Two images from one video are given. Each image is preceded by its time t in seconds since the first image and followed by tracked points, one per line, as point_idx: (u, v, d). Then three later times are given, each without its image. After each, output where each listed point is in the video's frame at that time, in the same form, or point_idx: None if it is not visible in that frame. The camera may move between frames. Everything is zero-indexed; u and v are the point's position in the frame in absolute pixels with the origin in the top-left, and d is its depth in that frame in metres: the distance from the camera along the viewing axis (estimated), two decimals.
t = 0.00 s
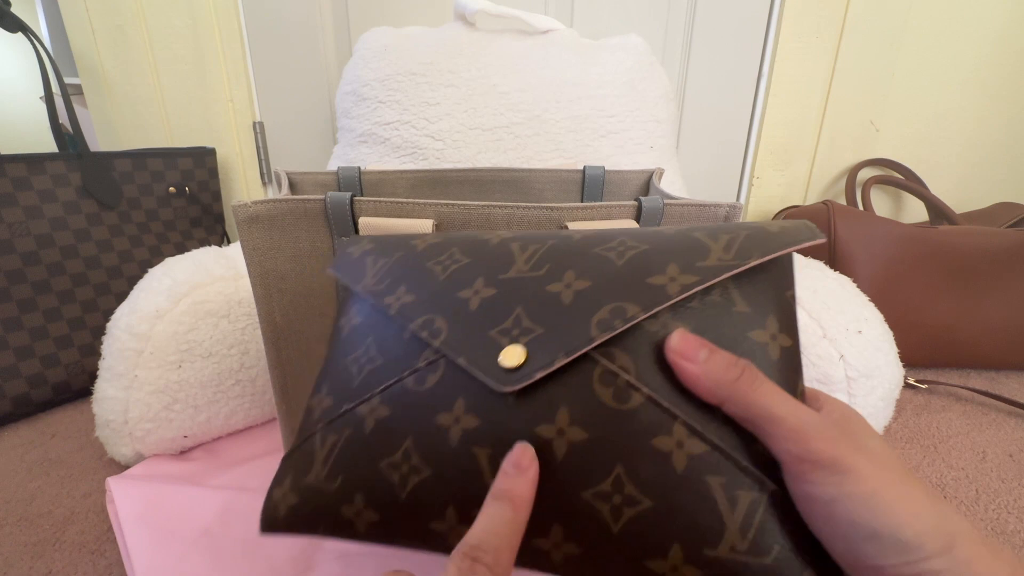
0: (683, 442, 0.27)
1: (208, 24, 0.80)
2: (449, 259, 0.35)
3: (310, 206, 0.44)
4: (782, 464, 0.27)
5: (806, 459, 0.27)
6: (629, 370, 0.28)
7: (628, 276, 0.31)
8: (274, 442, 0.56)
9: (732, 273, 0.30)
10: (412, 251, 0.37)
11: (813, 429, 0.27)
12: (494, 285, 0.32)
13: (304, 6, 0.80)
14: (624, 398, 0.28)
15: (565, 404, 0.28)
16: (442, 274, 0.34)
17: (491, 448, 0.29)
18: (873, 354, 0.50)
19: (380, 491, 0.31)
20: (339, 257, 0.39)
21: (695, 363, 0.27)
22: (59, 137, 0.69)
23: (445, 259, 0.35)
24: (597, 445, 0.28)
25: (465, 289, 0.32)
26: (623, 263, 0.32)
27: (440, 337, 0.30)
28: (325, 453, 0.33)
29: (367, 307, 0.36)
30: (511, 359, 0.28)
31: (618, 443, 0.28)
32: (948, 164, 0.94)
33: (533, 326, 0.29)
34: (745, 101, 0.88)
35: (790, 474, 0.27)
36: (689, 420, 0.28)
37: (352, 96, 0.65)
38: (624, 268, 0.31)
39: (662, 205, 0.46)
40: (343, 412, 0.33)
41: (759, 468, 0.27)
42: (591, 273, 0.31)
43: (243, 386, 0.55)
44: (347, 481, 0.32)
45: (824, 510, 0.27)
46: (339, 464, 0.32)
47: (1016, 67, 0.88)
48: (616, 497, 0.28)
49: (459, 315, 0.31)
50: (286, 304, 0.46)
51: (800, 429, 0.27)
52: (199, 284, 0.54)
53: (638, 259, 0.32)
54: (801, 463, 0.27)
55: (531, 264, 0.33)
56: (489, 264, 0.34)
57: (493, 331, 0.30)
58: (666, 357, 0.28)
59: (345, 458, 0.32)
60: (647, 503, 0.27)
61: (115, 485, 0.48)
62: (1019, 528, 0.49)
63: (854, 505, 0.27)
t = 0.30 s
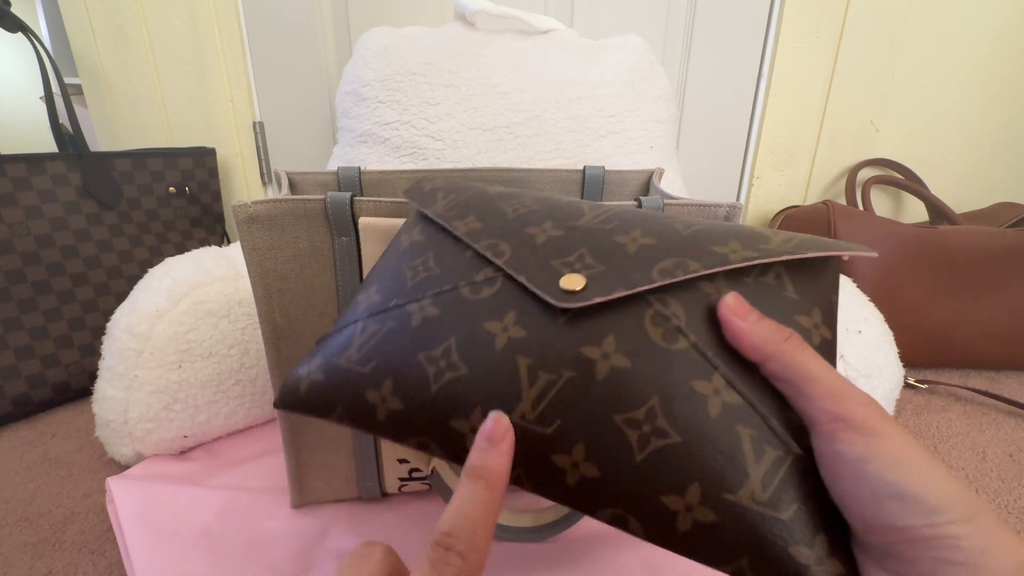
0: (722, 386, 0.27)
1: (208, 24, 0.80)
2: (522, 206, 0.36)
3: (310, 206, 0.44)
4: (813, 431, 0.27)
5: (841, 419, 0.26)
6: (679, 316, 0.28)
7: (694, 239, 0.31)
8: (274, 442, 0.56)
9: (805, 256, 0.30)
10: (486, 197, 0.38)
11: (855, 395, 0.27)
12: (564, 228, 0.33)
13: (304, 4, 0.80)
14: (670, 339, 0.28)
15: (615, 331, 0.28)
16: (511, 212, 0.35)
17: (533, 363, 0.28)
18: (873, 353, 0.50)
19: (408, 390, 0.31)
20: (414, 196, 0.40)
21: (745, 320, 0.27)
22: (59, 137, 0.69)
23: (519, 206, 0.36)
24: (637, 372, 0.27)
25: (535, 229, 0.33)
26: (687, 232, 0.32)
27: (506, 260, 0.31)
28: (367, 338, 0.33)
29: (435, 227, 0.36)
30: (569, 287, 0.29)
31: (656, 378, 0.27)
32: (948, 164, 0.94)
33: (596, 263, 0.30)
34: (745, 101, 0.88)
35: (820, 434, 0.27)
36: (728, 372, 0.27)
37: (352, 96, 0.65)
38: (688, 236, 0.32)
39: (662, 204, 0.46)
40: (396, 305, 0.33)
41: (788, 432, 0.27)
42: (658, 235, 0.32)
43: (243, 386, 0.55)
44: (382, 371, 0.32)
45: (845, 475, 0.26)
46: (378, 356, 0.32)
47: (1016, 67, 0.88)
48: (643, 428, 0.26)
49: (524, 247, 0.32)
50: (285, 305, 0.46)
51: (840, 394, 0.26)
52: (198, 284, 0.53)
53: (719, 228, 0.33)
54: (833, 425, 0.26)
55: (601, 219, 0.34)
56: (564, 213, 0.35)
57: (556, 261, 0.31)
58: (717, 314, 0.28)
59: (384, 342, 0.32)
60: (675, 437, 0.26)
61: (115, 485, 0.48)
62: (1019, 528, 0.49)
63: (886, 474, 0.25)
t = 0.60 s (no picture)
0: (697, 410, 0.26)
1: (208, 25, 0.80)
2: (498, 220, 0.35)
3: (310, 206, 0.44)
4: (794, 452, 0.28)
5: (820, 441, 0.27)
6: (652, 338, 0.27)
7: (672, 259, 0.31)
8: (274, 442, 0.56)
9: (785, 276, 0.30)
10: (462, 211, 0.37)
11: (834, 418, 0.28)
12: (537, 246, 0.32)
13: (304, 4, 0.80)
14: (643, 360, 0.27)
15: (588, 353, 0.27)
16: (485, 229, 0.34)
17: (503, 385, 0.27)
18: (873, 354, 0.50)
19: (376, 415, 0.29)
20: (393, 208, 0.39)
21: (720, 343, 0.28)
22: (59, 137, 0.69)
23: (493, 223, 0.35)
24: (610, 394, 0.26)
25: (508, 245, 0.33)
26: (664, 251, 0.32)
27: (477, 275, 0.31)
28: (335, 360, 0.32)
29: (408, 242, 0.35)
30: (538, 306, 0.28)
31: (629, 396, 0.26)
32: (948, 164, 0.94)
33: (569, 283, 0.29)
34: (745, 101, 0.88)
35: (797, 455, 0.28)
36: (702, 395, 0.27)
37: (352, 96, 0.65)
38: (664, 255, 0.31)
39: (662, 205, 0.46)
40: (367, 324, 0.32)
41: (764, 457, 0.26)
42: (631, 254, 0.31)
43: (243, 387, 0.55)
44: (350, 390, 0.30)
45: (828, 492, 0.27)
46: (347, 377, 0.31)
47: (1016, 66, 0.88)
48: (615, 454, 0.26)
49: (497, 265, 0.31)
50: (285, 305, 0.46)
51: (816, 413, 0.28)
52: (198, 284, 0.53)
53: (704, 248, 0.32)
54: (813, 446, 0.27)
55: (576, 237, 0.33)
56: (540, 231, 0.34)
57: (527, 280, 0.30)
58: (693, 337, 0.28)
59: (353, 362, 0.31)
60: (648, 464, 0.25)
61: (115, 485, 0.48)
62: (1018, 528, 0.49)
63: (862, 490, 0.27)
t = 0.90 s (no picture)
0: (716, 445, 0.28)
1: (208, 25, 0.80)
2: (413, 245, 0.32)
3: (310, 206, 0.44)
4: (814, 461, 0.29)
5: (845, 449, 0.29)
6: (653, 378, 0.29)
7: (644, 268, 0.31)
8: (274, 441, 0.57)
9: (748, 265, 0.32)
10: (366, 236, 0.33)
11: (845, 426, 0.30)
12: (480, 279, 0.31)
13: (304, 4, 0.80)
14: (652, 409, 0.28)
15: (588, 427, 0.27)
16: (411, 265, 0.32)
17: (504, 484, 0.27)
18: (873, 353, 0.50)
19: (356, 548, 0.27)
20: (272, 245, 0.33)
21: (727, 364, 0.29)
22: (59, 137, 0.69)
23: (407, 245, 0.33)
24: (626, 467, 0.27)
25: (444, 285, 0.31)
26: (634, 252, 0.32)
27: (427, 349, 0.29)
28: (278, 498, 0.28)
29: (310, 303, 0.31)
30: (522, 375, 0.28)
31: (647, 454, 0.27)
32: (948, 164, 0.94)
33: (540, 329, 0.29)
34: (745, 101, 0.88)
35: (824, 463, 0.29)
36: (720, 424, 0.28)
37: (352, 96, 0.65)
38: (637, 258, 0.32)
39: (662, 205, 0.46)
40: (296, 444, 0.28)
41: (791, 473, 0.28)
42: (601, 264, 0.31)
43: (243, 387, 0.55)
44: (311, 530, 0.27)
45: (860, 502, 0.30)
46: (302, 518, 0.27)
47: (1016, 65, 0.88)
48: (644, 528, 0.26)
49: (440, 321, 0.29)
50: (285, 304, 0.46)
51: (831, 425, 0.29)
52: (198, 284, 0.53)
53: (655, 244, 0.33)
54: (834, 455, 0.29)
55: (520, 252, 0.32)
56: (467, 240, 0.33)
57: (490, 335, 0.29)
58: (698, 362, 0.29)
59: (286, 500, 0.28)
60: (683, 525, 0.26)
61: (112, 484, 0.50)
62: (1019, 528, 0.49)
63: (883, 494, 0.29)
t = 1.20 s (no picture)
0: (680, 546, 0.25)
1: (208, 25, 0.80)
2: (312, 330, 0.24)
3: (310, 206, 0.44)
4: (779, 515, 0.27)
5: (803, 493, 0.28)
6: (617, 476, 0.24)
7: (601, 339, 0.24)
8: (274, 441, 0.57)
9: (702, 327, 0.25)
10: (243, 325, 0.24)
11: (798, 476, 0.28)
12: (408, 375, 0.23)
13: (304, 4, 0.80)
14: (619, 509, 0.24)
15: (561, 538, 0.23)
16: (313, 365, 0.23)
17: None
18: (872, 353, 0.50)
19: None
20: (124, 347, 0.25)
21: (684, 451, 0.24)
22: (59, 137, 0.69)
23: (301, 326, 0.24)
24: None
25: (363, 389, 0.23)
26: (584, 323, 0.24)
27: (352, 486, 0.22)
28: None
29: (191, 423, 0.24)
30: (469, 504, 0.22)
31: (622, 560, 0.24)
32: (948, 164, 0.94)
33: (489, 441, 0.22)
34: (745, 100, 0.88)
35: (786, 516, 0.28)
36: (687, 505, 0.25)
37: (353, 96, 0.65)
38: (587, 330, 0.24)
39: (662, 205, 0.46)
40: None
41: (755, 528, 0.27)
42: (547, 345, 0.24)
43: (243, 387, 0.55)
44: None
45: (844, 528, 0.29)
46: None
47: (1017, 64, 0.88)
48: None
49: (357, 439, 0.22)
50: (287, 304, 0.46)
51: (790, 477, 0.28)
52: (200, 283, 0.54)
53: (606, 306, 0.25)
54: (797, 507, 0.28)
55: (452, 330, 0.24)
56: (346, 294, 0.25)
57: (427, 459, 0.22)
58: (651, 446, 0.25)
59: None
60: None
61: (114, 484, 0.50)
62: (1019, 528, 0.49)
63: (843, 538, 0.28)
